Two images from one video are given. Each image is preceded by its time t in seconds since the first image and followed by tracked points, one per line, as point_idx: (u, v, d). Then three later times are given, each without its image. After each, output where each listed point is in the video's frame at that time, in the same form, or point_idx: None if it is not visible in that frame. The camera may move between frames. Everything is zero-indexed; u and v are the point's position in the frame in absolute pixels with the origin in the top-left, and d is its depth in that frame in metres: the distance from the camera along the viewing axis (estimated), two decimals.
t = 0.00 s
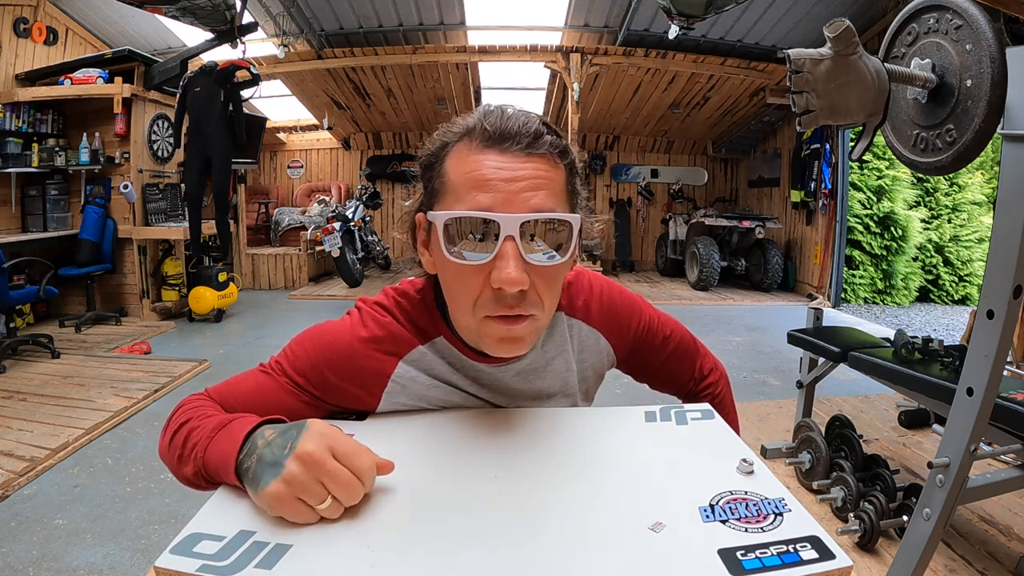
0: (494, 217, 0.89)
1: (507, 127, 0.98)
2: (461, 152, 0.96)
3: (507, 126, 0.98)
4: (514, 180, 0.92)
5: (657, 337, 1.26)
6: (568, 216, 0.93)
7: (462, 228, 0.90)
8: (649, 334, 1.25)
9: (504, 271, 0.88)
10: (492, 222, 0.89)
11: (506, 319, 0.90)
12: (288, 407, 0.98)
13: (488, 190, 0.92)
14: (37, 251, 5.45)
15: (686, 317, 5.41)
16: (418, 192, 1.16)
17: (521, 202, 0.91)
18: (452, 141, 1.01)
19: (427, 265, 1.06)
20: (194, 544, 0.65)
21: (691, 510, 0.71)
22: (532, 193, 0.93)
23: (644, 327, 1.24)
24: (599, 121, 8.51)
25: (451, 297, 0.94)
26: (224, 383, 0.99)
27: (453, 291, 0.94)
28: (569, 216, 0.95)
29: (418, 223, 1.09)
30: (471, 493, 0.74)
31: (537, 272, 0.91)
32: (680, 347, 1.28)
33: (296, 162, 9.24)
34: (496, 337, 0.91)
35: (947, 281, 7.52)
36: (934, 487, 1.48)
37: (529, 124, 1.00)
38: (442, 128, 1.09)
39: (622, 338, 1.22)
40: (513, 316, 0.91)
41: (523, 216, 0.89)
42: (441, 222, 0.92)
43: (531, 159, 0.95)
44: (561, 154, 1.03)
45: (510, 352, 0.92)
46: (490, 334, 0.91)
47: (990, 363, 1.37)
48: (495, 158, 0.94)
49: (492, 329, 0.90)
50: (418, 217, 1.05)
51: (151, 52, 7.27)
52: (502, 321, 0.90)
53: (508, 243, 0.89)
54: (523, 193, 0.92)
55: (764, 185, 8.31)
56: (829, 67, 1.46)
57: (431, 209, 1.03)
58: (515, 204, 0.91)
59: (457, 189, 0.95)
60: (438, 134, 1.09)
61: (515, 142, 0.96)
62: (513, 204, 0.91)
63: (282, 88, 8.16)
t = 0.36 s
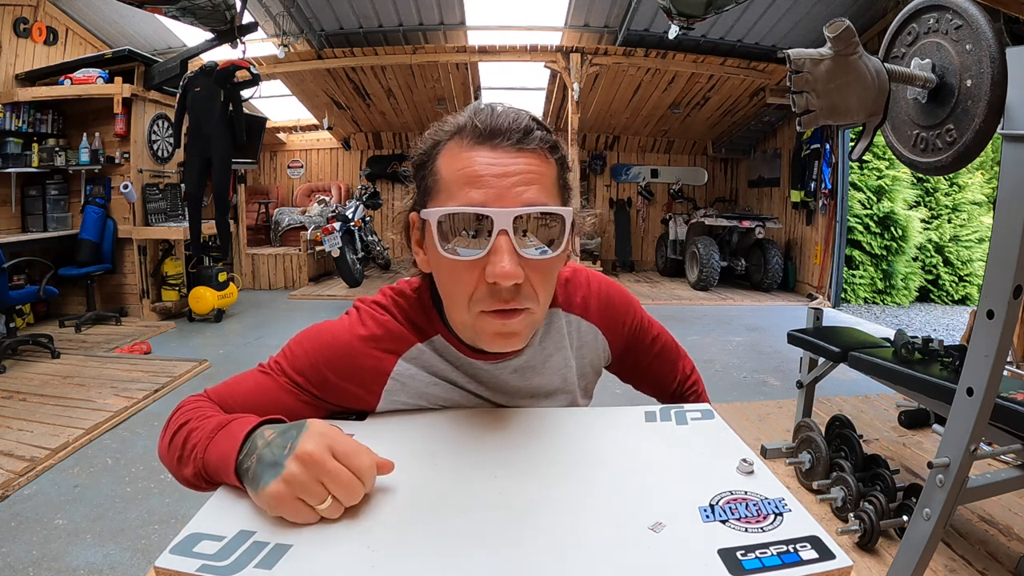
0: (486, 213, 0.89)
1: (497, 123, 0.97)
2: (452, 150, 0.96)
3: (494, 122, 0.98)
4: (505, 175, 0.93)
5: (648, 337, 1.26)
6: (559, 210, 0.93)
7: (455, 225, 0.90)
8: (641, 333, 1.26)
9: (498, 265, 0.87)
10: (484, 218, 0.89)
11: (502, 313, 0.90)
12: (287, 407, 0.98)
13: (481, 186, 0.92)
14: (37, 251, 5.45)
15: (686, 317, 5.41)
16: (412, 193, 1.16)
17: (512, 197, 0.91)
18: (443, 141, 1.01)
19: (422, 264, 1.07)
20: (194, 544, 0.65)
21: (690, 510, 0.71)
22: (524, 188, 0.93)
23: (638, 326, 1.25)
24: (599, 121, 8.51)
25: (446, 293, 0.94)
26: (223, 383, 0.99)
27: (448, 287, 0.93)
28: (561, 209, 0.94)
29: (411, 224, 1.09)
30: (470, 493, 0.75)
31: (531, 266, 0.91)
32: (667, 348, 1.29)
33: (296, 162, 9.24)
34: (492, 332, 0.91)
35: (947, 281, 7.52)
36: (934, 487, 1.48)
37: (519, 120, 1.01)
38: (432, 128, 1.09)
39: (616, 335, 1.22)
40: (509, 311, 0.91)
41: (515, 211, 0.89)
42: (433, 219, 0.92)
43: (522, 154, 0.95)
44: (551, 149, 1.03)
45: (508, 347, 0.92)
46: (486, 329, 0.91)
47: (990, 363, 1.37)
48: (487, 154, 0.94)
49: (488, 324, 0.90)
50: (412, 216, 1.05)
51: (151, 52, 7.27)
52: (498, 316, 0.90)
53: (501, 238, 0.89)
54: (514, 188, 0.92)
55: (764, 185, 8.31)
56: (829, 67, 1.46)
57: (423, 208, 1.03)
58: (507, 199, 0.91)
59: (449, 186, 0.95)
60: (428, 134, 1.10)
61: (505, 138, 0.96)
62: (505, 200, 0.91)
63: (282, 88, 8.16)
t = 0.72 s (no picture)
0: (537, 217, 0.90)
1: (520, 127, 0.97)
2: (479, 156, 0.94)
3: (512, 125, 0.97)
4: (539, 176, 0.93)
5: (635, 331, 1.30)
6: (581, 207, 0.98)
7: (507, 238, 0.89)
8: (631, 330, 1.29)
9: (554, 267, 0.90)
10: (534, 223, 0.90)
11: (548, 311, 0.93)
12: (288, 407, 0.98)
13: (523, 193, 0.91)
14: (37, 251, 5.45)
15: (686, 317, 5.41)
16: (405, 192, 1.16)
17: (550, 198, 0.93)
18: (454, 148, 0.97)
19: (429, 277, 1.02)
20: (194, 544, 0.65)
21: (691, 510, 0.71)
22: (557, 189, 0.95)
23: (630, 323, 1.28)
24: (599, 121, 8.51)
25: (486, 303, 0.92)
26: (223, 383, 0.99)
27: (491, 296, 0.92)
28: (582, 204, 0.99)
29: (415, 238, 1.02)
30: (472, 492, 0.75)
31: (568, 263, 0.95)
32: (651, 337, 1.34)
33: (296, 162, 9.24)
34: (542, 331, 0.93)
35: (947, 281, 7.52)
36: (934, 487, 1.48)
37: (535, 121, 1.01)
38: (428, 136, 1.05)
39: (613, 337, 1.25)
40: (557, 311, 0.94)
41: (559, 213, 0.91)
42: (483, 233, 0.89)
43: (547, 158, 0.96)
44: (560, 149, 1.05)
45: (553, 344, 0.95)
46: (534, 329, 0.93)
47: (990, 363, 1.37)
48: (519, 158, 0.94)
49: (537, 325, 0.92)
50: (415, 230, 0.99)
51: (151, 52, 7.26)
52: (546, 314, 0.93)
53: (552, 241, 0.90)
54: (550, 188, 0.94)
55: (765, 185, 8.31)
56: (829, 67, 1.46)
57: (432, 220, 0.98)
58: (549, 202, 0.93)
59: (485, 195, 0.92)
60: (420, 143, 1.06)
61: (532, 142, 0.96)
62: (546, 202, 0.92)
63: (282, 88, 8.16)
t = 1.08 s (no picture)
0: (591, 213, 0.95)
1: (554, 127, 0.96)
2: (551, 162, 0.91)
3: (557, 133, 0.95)
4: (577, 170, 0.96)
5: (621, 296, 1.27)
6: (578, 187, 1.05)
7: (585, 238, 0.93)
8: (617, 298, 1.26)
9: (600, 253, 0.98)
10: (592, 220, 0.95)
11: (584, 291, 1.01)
12: (286, 406, 0.97)
13: (586, 196, 0.95)
14: (37, 251, 5.45)
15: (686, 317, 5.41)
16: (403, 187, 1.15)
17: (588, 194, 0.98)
18: (520, 158, 0.89)
19: (473, 288, 0.96)
20: (193, 543, 0.65)
21: (690, 509, 0.71)
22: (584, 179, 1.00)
23: (611, 291, 1.25)
24: (599, 121, 8.51)
25: (553, 300, 0.95)
26: (221, 382, 0.99)
27: (558, 294, 0.95)
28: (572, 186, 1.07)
29: (467, 257, 0.92)
30: (472, 492, 0.75)
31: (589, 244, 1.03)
32: (641, 293, 1.31)
33: (296, 162, 9.24)
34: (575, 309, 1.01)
35: (947, 281, 7.51)
36: (934, 487, 1.48)
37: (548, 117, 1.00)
38: (453, 146, 0.92)
39: (597, 311, 1.23)
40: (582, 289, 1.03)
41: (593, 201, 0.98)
42: (570, 239, 0.91)
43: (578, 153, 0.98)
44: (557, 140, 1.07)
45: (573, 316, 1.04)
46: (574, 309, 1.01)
47: (990, 363, 1.37)
48: (573, 159, 0.95)
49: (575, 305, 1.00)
50: (479, 249, 0.91)
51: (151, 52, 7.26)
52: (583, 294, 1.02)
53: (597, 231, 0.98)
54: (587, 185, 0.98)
55: (765, 185, 8.31)
56: (829, 67, 1.46)
57: (495, 235, 0.90)
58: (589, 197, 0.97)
59: (564, 201, 0.91)
60: (447, 152, 0.92)
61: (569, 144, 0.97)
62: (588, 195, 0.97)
63: (282, 88, 8.16)
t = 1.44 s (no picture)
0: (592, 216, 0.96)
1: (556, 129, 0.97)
2: (558, 166, 0.92)
3: (561, 138, 0.96)
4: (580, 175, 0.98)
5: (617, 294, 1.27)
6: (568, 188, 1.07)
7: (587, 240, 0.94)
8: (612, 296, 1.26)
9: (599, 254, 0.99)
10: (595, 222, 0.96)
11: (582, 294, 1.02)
12: (286, 406, 0.97)
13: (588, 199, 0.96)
14: (37, 251, 5.45)
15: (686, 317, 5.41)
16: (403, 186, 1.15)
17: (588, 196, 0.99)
18: (529, 162, 0.89)
19: (474, 289, 0.96)
20: (193, 544, 0.65)
21: (691, 510, 0.71)
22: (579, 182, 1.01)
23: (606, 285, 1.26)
24: (599, 121, 8.51)
25: (554, 302, 0.96)
26: (220, 383, 0.99)
27: (559, 296, 0.96)
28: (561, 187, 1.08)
29: (469, 258, 0.91)
30: (472, 492, 0.75)
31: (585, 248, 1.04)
32: (638, 287, 1.30)
33: (296, 162, 9.25)
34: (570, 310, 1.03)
35: (947, 281, 7.51)
36: (934, 487, 1.48)
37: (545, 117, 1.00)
38: (459, 147, 0.92)
39: (592, 309, 1.24)
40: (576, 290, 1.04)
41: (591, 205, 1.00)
42: (574, 240, 0.92)
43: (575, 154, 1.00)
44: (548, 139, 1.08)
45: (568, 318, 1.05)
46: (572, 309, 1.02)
47: (990, 363, 1.37)
48: (575, 161, 0.96)
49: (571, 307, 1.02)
50: (485, 249, 0.90)
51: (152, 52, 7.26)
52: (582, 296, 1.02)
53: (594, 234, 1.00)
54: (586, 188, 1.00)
55: (764, 185, 8.32)
56: (829, 67, 1.46)
57: (501, 236, 0.90)
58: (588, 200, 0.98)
59: (569, 204, 0.92)
60: (455, 153, 0.92)
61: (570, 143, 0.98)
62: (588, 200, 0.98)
63: (282, 88, 8.16)
